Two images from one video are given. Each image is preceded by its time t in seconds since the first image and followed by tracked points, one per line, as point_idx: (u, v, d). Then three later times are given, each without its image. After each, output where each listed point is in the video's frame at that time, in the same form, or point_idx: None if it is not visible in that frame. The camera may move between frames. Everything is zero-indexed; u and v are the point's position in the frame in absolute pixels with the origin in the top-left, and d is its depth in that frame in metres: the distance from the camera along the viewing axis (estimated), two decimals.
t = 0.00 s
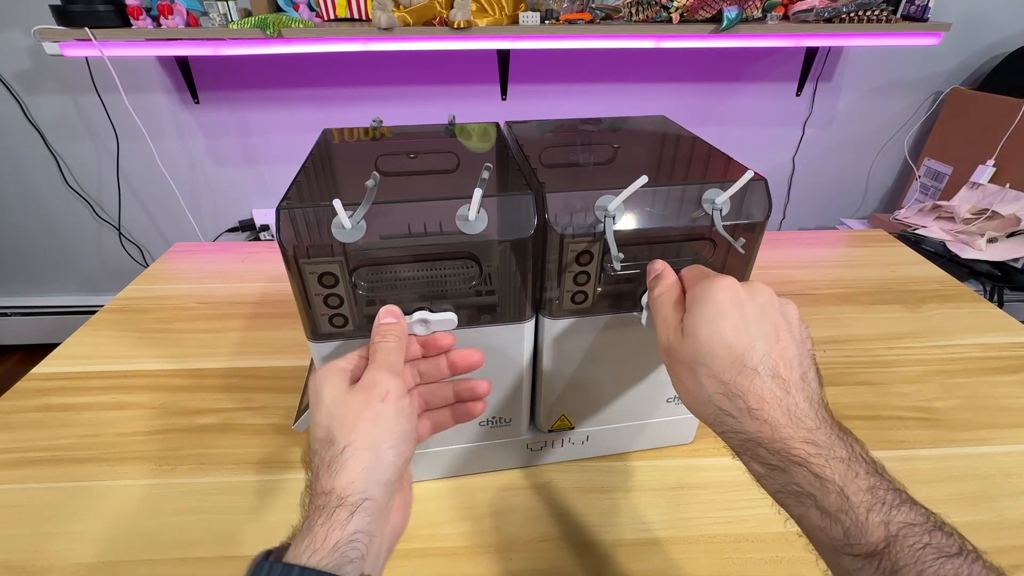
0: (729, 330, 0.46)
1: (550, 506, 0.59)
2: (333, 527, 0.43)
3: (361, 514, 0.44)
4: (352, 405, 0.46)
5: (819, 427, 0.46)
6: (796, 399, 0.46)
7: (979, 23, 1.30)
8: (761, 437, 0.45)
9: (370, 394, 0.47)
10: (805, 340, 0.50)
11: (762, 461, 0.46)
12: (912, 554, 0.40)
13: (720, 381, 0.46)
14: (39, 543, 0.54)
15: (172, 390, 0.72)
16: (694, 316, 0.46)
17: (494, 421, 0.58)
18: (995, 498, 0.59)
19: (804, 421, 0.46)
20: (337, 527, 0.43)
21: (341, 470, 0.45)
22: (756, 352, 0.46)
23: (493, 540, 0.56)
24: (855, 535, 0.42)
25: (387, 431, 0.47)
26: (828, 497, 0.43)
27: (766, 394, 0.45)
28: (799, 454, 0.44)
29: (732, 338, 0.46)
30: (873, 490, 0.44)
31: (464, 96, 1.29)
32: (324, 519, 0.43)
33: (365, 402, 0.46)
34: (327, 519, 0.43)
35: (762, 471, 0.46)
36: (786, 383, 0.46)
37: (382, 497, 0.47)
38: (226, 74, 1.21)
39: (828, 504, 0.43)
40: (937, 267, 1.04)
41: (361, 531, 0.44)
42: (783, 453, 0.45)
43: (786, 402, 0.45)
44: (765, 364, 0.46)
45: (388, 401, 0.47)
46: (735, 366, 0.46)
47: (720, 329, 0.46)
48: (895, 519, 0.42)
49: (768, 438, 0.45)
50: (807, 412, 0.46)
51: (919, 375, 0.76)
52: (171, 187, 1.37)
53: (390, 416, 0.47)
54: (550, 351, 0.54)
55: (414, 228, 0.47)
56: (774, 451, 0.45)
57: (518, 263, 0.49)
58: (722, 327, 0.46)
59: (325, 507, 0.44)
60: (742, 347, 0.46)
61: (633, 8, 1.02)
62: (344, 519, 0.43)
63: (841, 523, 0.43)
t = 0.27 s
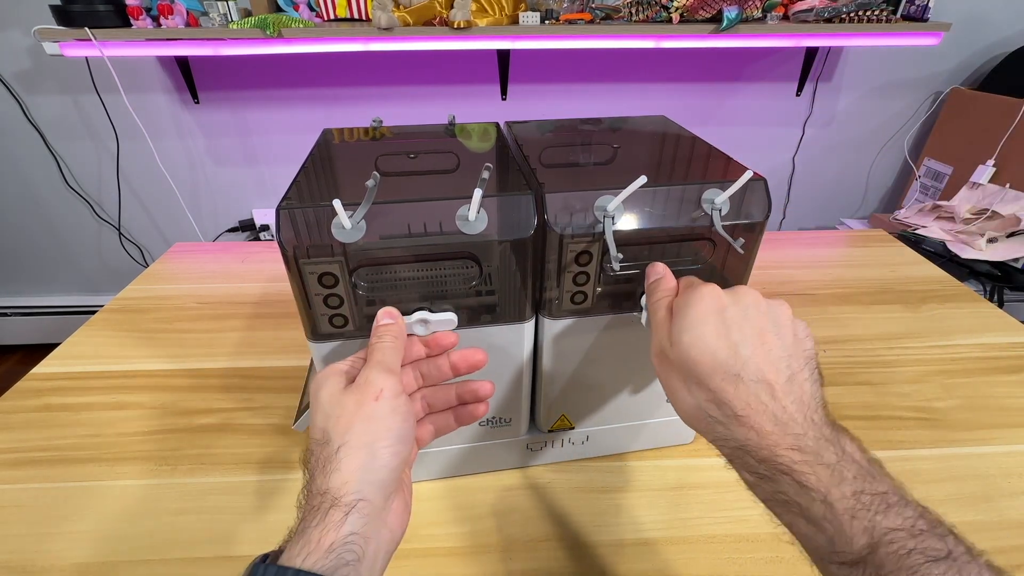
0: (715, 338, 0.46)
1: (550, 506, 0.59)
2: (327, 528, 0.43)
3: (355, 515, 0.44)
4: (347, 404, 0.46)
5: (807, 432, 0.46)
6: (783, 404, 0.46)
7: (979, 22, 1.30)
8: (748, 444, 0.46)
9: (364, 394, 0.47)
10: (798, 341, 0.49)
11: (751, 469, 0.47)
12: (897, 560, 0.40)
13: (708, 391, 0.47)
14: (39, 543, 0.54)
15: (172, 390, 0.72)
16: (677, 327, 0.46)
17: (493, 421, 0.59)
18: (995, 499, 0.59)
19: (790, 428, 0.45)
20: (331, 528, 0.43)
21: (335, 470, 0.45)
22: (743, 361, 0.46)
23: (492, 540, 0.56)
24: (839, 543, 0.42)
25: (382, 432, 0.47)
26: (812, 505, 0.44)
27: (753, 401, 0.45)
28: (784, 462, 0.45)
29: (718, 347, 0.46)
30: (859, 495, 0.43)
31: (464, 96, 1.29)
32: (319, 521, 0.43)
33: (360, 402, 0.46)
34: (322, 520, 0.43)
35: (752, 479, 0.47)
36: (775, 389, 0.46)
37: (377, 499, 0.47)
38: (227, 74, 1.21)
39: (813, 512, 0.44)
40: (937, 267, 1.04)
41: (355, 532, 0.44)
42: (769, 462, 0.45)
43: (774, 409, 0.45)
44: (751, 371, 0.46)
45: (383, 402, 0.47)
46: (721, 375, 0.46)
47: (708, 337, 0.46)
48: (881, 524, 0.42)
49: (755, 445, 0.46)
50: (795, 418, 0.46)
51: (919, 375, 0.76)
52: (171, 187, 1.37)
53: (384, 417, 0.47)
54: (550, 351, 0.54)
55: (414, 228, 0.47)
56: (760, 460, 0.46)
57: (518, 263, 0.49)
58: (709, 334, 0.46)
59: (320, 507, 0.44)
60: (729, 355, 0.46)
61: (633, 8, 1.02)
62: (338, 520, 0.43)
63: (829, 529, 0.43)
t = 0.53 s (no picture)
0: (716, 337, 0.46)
1: (551, 506, 0.59)
2: (324, 528, 0.43)
3: (352, 515, 0.44)
4: (346, 403, 0.46)
5: (799, 435, 0.46)
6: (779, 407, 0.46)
7: (979, 23, 1.30)
8: (742, 444, 0.46)
9: (363, 394, 0.47)
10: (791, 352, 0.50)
11: (743, 470, 0.46)
12: (888, 561, 0.40)
13: (705, 389, 0.46)
14: (39, 543, 0.54)
15: (172, 390, 0.72)
16: (681, 326, 0.46)
17: (493, 421, 0.59)
18: (995, 499, 0.59)
19: (785, 431, 0.46)
20: (327, 528, 0.43)
21: (332, 470, 0.45)
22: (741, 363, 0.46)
23: (492, 540, 0.56)
24: (832, 544, 0.42)
25: (381, 432, 0.47)
26: (806, 506, 0.44)
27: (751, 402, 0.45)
28: (778, 463, 0.45)
29: (718, 346, 0.46)
30: (850, 498, 0.44)
31: (464, 96, 1.29)
32: (316, 520, 0.43)
33: (358, 401, 0.46)
34: (318, 519, 0.43)
35: (743, 480, 0.46)
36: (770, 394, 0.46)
37: (374, 499, 0.47)
38: (227, 74, 1.21)
39: (806, 512, 0.44)
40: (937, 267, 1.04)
41: (351, 532, 0.44)
42: (763, 462, 0.45)
43: (768, 411, 0.46)
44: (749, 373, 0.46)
45: (382, 403, 0.47)
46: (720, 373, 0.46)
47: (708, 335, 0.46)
48: (871, 527, 0.42)
49: (749, 446, 0.45)
50: (788, 422, 0.46)
51: (919, 375, 0.76)
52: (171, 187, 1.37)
53: (383, 418, 0.47)
54: (549, 350, 0.54)
55: (414, 228, 0.47)
56: (754, 461, 0.45)
57: (518, 263, 0.49)
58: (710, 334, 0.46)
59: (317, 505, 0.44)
60: (728, 356, 0.46)
61: (633, 8, 1.02)
62: (335, 520, 0.43)
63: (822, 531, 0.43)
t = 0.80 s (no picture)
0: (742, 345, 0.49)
1: (551, 506, 0.59)
2: (319, 528, 0.43)
3: (347, 516, 0.44)
4: (344, 403, 0.47)
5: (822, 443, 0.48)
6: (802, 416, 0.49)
7: (979, 23, 1.30)
8: (761, 444, 0.47)
9: (360, 394, 0.47)
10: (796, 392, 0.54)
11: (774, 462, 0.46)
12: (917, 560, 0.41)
13: (731, 389, 0.48)
14: (39, 543, 0.54)
15: (172, 390, 0.72)
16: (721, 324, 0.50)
17: (494, 421, 0.59)
18: (995, 499, 0.59)
19: (810, 436, 0.48)
20: (322, 528, 0.43)
21: (327, 471, 0.45)
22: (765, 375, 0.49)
23: (492, 540, 0.56)
24: (865, 536, 0.42)
25: (377, 432, 0.47)
26: (838, 498, 0.43)
27: (780, 402, 0.48)
28: (809, 457, 0.46)
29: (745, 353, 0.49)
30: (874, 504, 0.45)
31: (464, 96, 1.29)
32: (311, 521, 0.43)
33: (355, 402, 0.47)
34: (314, 519, 0.43)
35: (773, 473, 0.46)
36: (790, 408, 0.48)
37: (370, 501, 0.47)
38: (227, 74, 1.21)
39: (838, 504, 0.43)
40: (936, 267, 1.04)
41: (346, 533, 0.44)
42: (795, 454, 0.45)
43: (787, 420, 0.48)
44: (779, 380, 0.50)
45: (379, 403, 0.47)
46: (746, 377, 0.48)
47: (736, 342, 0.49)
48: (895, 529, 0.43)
49: (768, 446, 0.46)
50: (812, 432, 0.48)
51: (919, 375, 0.76)
52: (171, 187, 1.37)
53: (379, 419, 0.47)
54: (549, 348, 0.54)
55: (414, 228, 0.47)
56: (786, 452, 0.46)
57: (518, 263, 0.49)
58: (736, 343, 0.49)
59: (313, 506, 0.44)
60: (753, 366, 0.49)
61: (633, 8, 1.02)
62: (330, 521, 0.43)
63: (842, 532, 0.42)
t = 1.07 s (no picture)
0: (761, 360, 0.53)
1: (551, 507, 0.59)
2: (315, 529, 0.43)
3: (343, 517, 0.45)
4: (343, 403, 0.47)
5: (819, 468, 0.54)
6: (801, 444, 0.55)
7: (978, 23, 1.30)
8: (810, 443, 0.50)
9: (358, 395, 0.47)
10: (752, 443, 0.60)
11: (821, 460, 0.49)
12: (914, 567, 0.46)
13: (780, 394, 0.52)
14: (39, 543, 0.54)
15: (172, 390, 0.72)
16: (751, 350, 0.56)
17: (494, 421, 0.58)
18: (996, 499, 0.59)
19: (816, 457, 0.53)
20: (319, 529, 0.43)
21: (324, 471, 0.45)
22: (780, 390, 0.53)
23: (492, 540, 0.56)
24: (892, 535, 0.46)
25: (374, 433, 0.47)
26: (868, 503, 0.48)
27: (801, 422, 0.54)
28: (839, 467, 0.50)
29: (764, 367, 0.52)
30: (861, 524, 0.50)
31: (464, 96, 1.29)
32: (308, 521, 0.43)
33: (353, 402, 0.47)
34: (311, 520, 0.43)
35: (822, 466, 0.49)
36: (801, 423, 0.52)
37: (365, 501, 0.47)
38: (227, 74, 1.21)
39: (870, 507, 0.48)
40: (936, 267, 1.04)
41: (342, 533, 0.44)
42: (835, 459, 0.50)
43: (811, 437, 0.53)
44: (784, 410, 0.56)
45: (376, 404, 0.47)
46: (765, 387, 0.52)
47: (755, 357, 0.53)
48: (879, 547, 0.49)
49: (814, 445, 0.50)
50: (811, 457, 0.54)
51: (919, 375, 0.76)
52: (171, 187, 1.37)
53: (376, 420, 0.47)
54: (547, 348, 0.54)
55: (414, 226, 0.47)
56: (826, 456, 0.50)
57: (518, 263, 0.49)
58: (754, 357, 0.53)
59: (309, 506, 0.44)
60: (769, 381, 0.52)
61: (633, 8, 1.02)
62: (326, 521, 0.44)
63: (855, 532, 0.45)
